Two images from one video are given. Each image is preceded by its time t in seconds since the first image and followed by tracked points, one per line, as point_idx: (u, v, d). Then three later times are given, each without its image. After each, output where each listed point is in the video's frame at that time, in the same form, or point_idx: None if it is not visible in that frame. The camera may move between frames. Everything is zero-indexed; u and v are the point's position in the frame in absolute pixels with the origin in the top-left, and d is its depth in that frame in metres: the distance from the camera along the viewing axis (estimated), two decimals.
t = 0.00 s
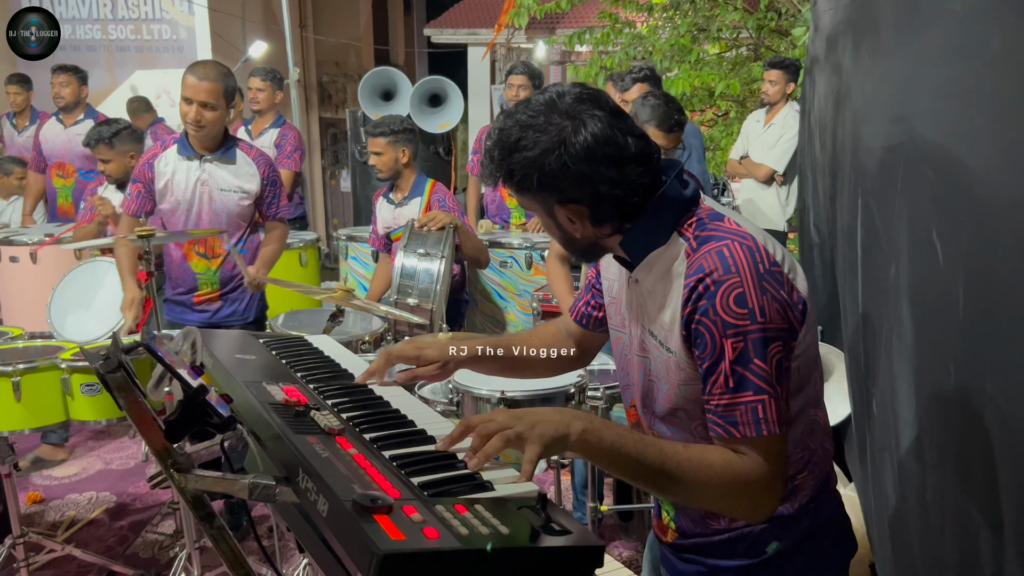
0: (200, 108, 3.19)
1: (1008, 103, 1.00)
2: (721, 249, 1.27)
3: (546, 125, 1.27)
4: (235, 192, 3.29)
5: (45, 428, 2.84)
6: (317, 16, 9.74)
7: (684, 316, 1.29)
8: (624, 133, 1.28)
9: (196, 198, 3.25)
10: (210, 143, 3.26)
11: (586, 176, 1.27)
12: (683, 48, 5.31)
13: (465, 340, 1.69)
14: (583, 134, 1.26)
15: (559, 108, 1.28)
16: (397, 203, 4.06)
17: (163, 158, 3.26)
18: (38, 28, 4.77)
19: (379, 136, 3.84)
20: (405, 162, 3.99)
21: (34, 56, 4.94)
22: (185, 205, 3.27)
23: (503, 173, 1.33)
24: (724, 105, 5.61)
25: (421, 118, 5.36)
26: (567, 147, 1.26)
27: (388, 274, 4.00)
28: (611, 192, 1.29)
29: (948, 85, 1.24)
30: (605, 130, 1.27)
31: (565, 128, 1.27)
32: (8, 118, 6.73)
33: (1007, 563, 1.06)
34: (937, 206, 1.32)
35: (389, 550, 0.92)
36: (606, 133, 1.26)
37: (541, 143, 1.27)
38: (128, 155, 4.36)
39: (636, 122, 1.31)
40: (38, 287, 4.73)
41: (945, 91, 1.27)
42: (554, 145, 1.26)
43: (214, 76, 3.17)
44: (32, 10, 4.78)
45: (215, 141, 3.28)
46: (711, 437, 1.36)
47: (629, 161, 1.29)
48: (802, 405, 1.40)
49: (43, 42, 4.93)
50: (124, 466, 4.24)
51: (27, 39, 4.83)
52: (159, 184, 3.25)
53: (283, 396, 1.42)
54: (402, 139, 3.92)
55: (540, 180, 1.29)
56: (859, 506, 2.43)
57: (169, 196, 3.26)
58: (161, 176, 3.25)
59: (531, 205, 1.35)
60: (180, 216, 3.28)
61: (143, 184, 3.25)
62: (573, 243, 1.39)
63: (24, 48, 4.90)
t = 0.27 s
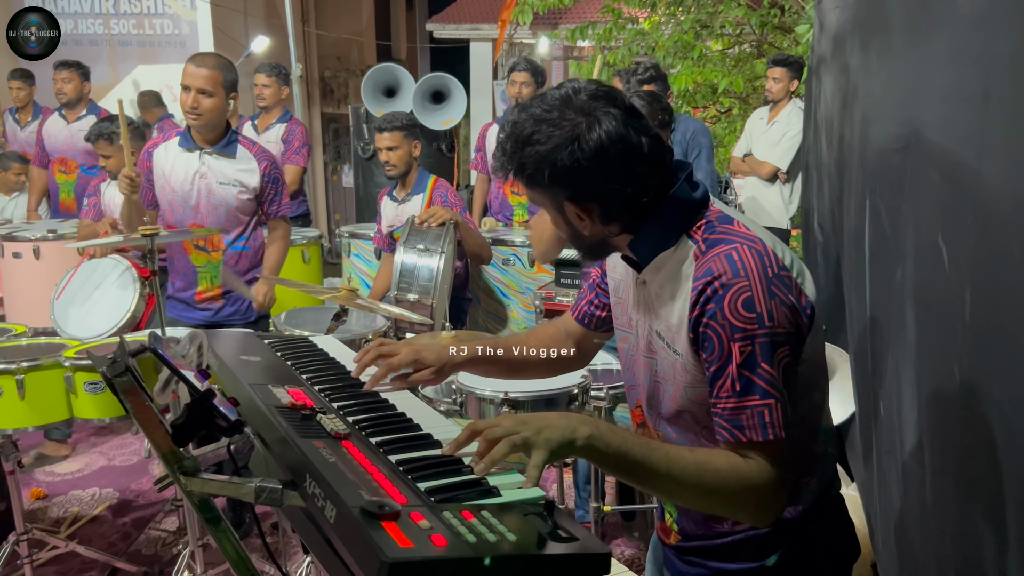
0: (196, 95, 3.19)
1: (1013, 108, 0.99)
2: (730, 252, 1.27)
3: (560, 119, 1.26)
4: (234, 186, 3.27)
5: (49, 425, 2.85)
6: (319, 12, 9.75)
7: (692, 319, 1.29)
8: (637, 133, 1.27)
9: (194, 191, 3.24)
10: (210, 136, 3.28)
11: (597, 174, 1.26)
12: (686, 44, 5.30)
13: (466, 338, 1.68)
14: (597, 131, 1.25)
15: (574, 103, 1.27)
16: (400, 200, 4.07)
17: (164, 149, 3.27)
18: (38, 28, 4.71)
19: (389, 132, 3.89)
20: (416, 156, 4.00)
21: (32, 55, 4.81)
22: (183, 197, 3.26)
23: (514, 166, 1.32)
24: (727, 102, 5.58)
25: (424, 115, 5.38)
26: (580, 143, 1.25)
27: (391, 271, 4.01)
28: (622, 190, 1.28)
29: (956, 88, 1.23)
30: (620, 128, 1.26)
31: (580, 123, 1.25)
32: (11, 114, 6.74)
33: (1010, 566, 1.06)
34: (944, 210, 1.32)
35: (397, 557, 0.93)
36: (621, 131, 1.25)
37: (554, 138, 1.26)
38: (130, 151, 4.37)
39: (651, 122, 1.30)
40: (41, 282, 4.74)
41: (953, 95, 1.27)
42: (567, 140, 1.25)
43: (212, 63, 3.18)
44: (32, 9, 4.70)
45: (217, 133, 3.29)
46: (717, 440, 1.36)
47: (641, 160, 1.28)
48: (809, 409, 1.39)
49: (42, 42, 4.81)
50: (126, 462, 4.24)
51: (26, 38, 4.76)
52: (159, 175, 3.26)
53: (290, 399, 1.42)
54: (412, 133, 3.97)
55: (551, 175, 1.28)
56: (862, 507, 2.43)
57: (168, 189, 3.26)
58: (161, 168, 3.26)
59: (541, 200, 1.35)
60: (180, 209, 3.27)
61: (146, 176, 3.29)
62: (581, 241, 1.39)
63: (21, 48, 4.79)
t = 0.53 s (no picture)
0: (204, 87, 3.17)
1: None
2: (745, 257, 1.27)
3: (587, 114, 1.27)
4: (247, 182, 3.29)
5: (61, 422, 2.87)
6: (324, 7, 9.81)
7: (707, 324, 1.30)
8: (663, 134, 1.29)
9: (206, 188, 3.25)
10: (222, 133, 3.28)
11: (620, 172, 1.27)
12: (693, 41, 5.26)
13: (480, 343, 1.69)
14: (623, 128, 1.26)
15: (602, 100, 1.28)
16: (408, 198, 4.07)
17: (177, 149, 3.26)
18: (39, 29, 4.56)
19: (393, 134, 3.86)
20: (420, 158, 4.02)
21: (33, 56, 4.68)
22: (196, 195, 3.27)
23: (536, 158, 1.33)
24: (734, 98, 5.80)
25: (431, 112, 5.38)
26: (605, 140, 1.26)
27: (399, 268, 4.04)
28: (642, 189, 1.29)
29: (971, 93, 1.24)
30: (646, 127, 1.27)
31: (606, 119, 1.26)
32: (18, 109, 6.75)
33: None
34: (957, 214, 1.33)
35: (419, 564, 0.94)
36: (646, 131, 1.26)
37: (579, 132, 1.27)
38: (138, 148, 4.37)
39: (675, 124, 1.32)
40: (49, 278, 4.75)
41: (965, 100, 1.28)
42: (592, 135, 1.26)
43: (221, 56, 3.15)
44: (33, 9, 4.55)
45: (227, 131, 3.29)
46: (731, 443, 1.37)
47: (664, 161, 1.29)
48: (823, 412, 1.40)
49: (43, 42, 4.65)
50: (135, 458, 4.27)
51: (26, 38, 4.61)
52: (169, 174, 3.25)
53: (306, 402, 1.43)
54: (417, 136, 3.94)
55: (572, 168, 1.29)
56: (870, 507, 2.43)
57: (180, 186, 3.26)
58: (172, 165, 3.25)
59: (560, 199, 1.35)
60: (191, 207, 3.28)
61: (158, 175, 3.26)
62: (594, 240, 1.40)
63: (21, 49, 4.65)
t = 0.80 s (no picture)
0: (221, 81, 3.21)
1: None
2: (768, 264, 1.28)
3: (608, 124, 1.28)
4: (262, 180, 3.30)
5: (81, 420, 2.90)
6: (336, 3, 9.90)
7: (730, 331, 1.31)
8: (683, 141, 1.29)
9: (223, 185, 3.26)
10: (238, 131, 3.29)
11: (642, 181, 1.28)
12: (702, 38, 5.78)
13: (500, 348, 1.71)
14: (644, 138, 1.27)
15: (622, 109, 1.29)
16: (421, 197, 4.07)
17: (193, 147, 3.27)
18: (37, 29, 5.10)
19: (406, 129, 3.89)
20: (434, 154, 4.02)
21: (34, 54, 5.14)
22: (212, 192, 3.27)
23: (557, 168, 1.34)
24: (747, 97, 5.90)
25: (445, 111, 5.36)
26: (626, 150, 1.27)
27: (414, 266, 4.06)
28: (664, 199, 1.30)
29: (997, 101, 1.24)
30: (667, 136, 1.28)
31: (627, 129, 1.27)
32: (32, 105, 6.81)
33: None
34: (981, 221, 1.33)
35: (454, 570, 0.96)
36: (668, 139, 1.27)
37: (600, 142, 1.28)
38: (158, 145, 4.39)
39: (695, 130, 1.33)
40: (65, 274, 4.78)
41: (991, 107, 1.28)
42: (613, 145, 1.27)
43: (237, 53, 3.21)
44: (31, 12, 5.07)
45: (243, 128, 3.30)
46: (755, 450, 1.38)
47: (686, 169, 1.30)
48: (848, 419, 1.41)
49: (43, 41, 5.19)
50: (150, 453, 4.30)
51: (27, 38, 5.14)
52: (187, 171, 3.26)
53: (335, 405, 1.45)
54: (431, 130, 3.97)
55: (595, 178, 1.30)
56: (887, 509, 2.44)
57: (196, 183, 3.27)
58: (189, 162, 3.26)
59: (582, 206, 1.36)
60: (208, 204, 3.28)
61: (176, 172, 3.29)
62: (616, 244, 1.41)
63: (23, 49, 5.13)
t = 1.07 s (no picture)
0: (246, 78, 3.23)
1: None
2: (797, 270, 1.28)
3: (648, 128, 1.29)
4: (290, 179, 3.34)
5: (107, 415, 2.93)
6: None
7: (759, 337, 1.31)
8: (723, 150, 1.31)
9: (251, 184, 3.31)
10: (263, 131, 3.33)
11: (680, 185, 1.29)
12: (720, 35, 5.82)
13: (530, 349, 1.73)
14: (685, 145, 1.27)
15: (665, 115, 1.30)
16: (441, 195, 4.08)
17: (220, 147, 3.33)
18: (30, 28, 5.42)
19: (427, 127, 3.89)
20: (452, 153, 4.00)
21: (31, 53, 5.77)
22: (240, 191, 3.33)
23: (592, 166, 1.35)
24: (765, 94, 5.87)
25: (464, 108, 5.36)
26: (669, 153, 1.28)
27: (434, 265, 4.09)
28: (698, 204, 1.32)
29: None
30: (708, 145, 1.28)
31: (669, 135, 1.28)
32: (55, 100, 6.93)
33: None
34: (1014, 227, 1.33)
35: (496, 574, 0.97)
36: (708, 148, 1.28)
37: (643, 144, 1.28)
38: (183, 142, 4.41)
39: (732, 139, 1.34)
40: (87, 270, 4.83)
41: None
42: (655, 149, 1.28)
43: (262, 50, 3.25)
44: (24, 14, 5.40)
45: (271, 127, 3.35)
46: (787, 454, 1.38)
47: (722, 177, 1.31)
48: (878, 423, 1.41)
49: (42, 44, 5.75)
50: (172, 448, 4.34)
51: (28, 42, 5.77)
52: (215, 170, 3.32)
53: (369, 406, 1.47)
54: (450, 128, 3.94)
55: (632, 179, 1.31)
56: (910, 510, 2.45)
57: (225, 182, 3.33)
58: (217, 162, 3.32)
59: (613, 203, 1.37)
60: (237, 202, 3.35)
61: (201, 172, 3.33)
62: (644, 247, 1.42)
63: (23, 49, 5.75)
